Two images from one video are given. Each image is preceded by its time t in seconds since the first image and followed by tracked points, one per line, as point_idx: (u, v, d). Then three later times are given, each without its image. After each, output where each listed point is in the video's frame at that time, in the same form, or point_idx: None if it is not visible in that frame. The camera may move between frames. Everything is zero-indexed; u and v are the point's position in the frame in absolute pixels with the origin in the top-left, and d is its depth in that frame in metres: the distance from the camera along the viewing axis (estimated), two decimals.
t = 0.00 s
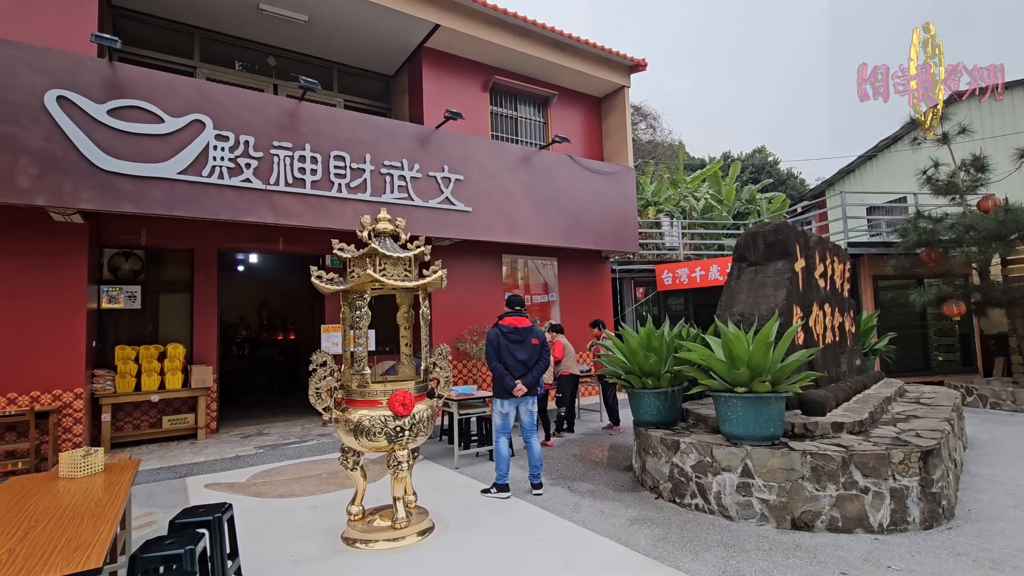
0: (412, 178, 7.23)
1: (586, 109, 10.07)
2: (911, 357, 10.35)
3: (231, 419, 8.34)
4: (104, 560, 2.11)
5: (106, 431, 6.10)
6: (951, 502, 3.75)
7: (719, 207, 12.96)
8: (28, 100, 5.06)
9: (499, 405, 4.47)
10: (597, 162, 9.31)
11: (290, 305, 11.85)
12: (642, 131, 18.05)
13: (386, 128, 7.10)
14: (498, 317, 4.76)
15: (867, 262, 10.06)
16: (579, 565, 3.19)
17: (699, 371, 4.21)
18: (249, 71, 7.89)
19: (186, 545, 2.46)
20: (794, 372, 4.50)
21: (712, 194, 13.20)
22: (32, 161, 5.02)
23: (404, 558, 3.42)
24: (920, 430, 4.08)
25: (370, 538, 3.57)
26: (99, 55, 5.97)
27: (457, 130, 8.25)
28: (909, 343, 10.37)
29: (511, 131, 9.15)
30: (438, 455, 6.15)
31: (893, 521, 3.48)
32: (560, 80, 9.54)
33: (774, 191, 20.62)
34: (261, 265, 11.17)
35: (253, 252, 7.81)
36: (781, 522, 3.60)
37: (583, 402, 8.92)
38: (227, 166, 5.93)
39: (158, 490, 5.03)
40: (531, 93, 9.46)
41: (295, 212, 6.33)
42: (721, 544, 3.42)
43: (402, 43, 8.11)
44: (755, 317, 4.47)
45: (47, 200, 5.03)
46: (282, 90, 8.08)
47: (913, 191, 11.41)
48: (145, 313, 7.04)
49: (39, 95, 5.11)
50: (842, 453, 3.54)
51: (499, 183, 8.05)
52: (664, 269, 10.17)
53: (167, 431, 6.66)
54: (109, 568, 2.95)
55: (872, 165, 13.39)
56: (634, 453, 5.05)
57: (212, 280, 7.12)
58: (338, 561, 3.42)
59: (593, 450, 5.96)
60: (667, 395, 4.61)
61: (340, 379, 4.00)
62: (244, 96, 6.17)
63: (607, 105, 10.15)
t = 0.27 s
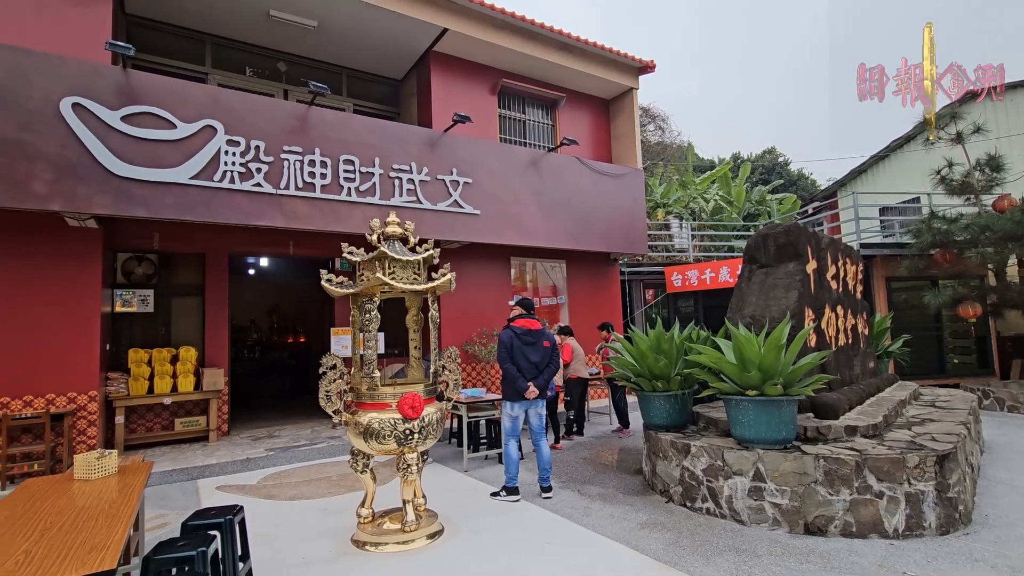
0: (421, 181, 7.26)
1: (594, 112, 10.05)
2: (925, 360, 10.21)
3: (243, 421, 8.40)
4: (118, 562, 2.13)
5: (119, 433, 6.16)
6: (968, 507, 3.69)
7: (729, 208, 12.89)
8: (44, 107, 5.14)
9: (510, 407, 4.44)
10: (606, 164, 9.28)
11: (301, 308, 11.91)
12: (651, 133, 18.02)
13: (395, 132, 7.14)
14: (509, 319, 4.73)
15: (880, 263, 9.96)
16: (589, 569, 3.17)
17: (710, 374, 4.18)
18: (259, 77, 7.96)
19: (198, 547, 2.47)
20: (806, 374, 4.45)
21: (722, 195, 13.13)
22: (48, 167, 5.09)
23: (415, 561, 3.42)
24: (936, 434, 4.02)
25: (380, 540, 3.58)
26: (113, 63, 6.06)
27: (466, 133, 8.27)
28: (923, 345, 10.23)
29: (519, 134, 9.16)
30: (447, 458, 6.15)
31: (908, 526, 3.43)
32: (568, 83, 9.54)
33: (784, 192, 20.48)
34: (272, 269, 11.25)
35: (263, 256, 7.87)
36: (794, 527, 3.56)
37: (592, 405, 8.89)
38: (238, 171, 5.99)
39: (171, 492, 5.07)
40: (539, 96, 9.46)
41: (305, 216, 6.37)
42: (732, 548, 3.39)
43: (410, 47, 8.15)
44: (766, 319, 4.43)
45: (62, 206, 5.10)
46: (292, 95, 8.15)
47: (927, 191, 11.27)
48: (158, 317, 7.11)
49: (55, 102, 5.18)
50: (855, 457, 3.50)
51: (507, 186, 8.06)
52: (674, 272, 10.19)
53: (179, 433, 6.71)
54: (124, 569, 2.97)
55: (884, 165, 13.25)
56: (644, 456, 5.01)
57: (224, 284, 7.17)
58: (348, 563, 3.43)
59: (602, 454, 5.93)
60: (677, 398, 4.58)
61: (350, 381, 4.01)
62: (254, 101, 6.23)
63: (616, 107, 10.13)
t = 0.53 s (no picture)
0: (430, 184, 7.27)
1: (603, 113, 10.03)
2: (940, 361, 10.07)
3: (254, 423, 8.45)
4: (132, 563, 2.14)
5: (133, 435, 6.23)
6: (986, 512, 3.63)
7: (739, 209, 12.81)
8: (60, 114, 5.21)
9: (521, 409, 4.41)
10: (614, 165, 9.25)
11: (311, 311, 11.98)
12: (660, 134, 17.96)
13: (404, 136, 7.16)
14: (515, 320, 4.69)
15: (894, 263, 9.84)
16: (600, 573, 3.15)
17: (721, 376, 4.15)
18: (269, 82, 8.02)
19: (209, 549, 2.48)
20: (819, 377, 4.40)
21: (732, 196, 13.05)
22: (63, 173, 5.16)
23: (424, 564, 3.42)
24: (952, 437, 3.96)
25: (389, 543, 3.57)
26: (126, 70, 6.13)
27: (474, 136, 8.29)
28: (938, 347, 10.09)
29: (528, 136, 9.16)
30: (457, 460, 6.15)
31: (924, 531, 3.38)
32: (576, 85, 9.53)
33: (795, 192, 20.31)
34: (282, 272, 11.32)
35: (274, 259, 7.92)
36: (807, 531, 3.52)
37: (602, 408, 8.85)
38: (248, 175, 6.03)
39: (183, 494, 5.11)
40: (547, 98, 9.46)
41: (315, 220, 6.40)
42: (744, 552, 3.36)
43: (419, 51, 8.19)
44: (778, 321, 4.39)
45: (77, 211, 5.17)
46: (302, 100, 8.21)
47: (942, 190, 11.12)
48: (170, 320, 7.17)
49: (70, 109, 5.26)
50: (869, 461, 3.45)
51: (516, 189, 8.05)
52: (684, 273, 10.10)
53: (191, 436, 6.77)
54: (137, 570, 3.00)
55: (898, 164, 13.10)
56: (654, 459, 4.98)
57: (235, 287, 7.22)
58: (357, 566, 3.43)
59: (612, 457, 5.90)
60: (688, 401, 4.54)
61: (360, 384, 4.02)
62: (265, 106, 6.28)
63: (624, 108, 10.10)
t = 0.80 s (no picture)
0: (439, 187, 7.29)
1: (612, 115, 10.00)
2: (956, 363, 9.92)
3: (265, 425, 8.50)
4: (146, 563, 2.16)
5: (146, 437, 6.28)
6: (1004, 517, 3.57)
7: (750, 209, 12.73)
8: (75, 120, 5.28)
9: (533, 411, 4.39)
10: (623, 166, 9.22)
11: (321, 313, 12.04)
12: (669, 134, 17.91)
13: (413, 139, 7.18)
14: (521, 322, 4.66)
15: (908, 264, 9.72)
16: None
17: (732, 379, 4.11)
18: (280, 87, 8.08)
19: (222, 550, 2.49)
20: (832, 379, 4.35)
21: (743, 197, 12.96)
22: (78, 178, 5.23)
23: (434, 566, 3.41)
24: (970, 440, 3.90)
25: (400, 545, 3.57)
26: (140, 76, 6.20)
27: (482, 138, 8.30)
28: (954, 348, 9.94)
29: (536, 138, 9.15)
30: (466, 462, 6.14)
31: (941, 536, 3.33)
32: (585, 86, 9.51)
33: (807, 192, 20.16)
34: (292, 275, 11.39)
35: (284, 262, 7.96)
36: (821, 535, 3.48)
37: (611, 410, 8.82)
38: (259, 179, 6.08)
39: (196, 495, 5.15)
40: (556, 100, 9.45)
41: (325, 223, 6.43)
42: (757, 556, 3.32)
43: (427, 54, 8.21)
44: (790, 322, 4.35)
45: (92, 216, 5.23)
46: (312, 104, 8.26)
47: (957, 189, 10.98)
48: (183, 323, 7.24)
49: (85, 115, 5.32)
50: (885, 464, 3.40)
51: (525, 190, 8.05)
52: (695, 273, 10.01)
53: (204, 437, 6.82)
54: (151, 570, 3.03)
55: (912, 163, 12.95)
56: (665, 462, 4.94)
57: (246, 291, 7.27)
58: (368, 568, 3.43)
59: (622, 459, 5.87)
60: (699, 403, 4.51)
61: (370, 386, 4.03)
62: (275, 111, 6.32)
63: (633, 109, 10.07)
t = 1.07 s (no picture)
0: (448, 189, 7.30)
1: (621, 115, 9.97)
2: (973, 364, 9.77)
3: (277, 427, 8.56)
4: (161, 563, 2.18)
5: (160, 438, 6.35)
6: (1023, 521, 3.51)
7: (761, 210, 12.63)
8: (91, 126, 5.35)
9: (542, 414, 4.38)
10: (633, 167, 9.18)
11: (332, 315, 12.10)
12: (679, 135, 17.84)
13: (422, 142, 7.20)
14: (524, 324, 4.62)
15: (923, 264, 9.59)
16: None
17: (744, 381, 4.07)
18: (291, 91, 8.15)
19: (235, 551, 2.50)
20: (846, 381, 4.30)
21: (754, 197, 12.87)
22: (94, 184, 5.30)
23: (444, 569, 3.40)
24: (988, 443, 3.84)
25: (410, 547, 3.57)
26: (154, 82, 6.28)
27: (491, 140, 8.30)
28: (971, 348, 9.79)
29: (545, 139, 9.14)
30: (476, 464, 6.14)
31: (959, 540, 3.28)
32: (593, 87, 9.49)
33: (819, 191, 19.97)
34: (303, 277, 11.47)
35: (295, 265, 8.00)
36: (836, 539, 3.43)
37: (622, 412, 8.77)
38: (270, 183, 6.12)
39: (209, 496, 5.19)
40: (564, 101, 9.44)
41: (335, 226, 6.47)
42: (771, 560, 3.28)
43: (437, 57, 8.23)
44: (802, 323, 4.30)
45: (107, 220, 5.30)
46: (321, 108, 8.31)
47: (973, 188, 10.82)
48: (196, 325, 7.32)
49: (100, 121, 5.40)
50: (901, 467, 3.36)
51: (534, 192, 8.04)
52: (705, 274, 9.95)
53: (217, 438, 6.87)
54: (165, 570, 3.06)
55: (927, 161, 12.79)
56: (676, 464, 4.90)
57: (258, 293, 7.33)
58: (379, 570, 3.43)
59: (633, 461, 5.83)
60: (710, 405, 4.47)
61: (380, 388, 4.03)
62: (286, 115, 6.37)
63: (642, 110, 10.03)
